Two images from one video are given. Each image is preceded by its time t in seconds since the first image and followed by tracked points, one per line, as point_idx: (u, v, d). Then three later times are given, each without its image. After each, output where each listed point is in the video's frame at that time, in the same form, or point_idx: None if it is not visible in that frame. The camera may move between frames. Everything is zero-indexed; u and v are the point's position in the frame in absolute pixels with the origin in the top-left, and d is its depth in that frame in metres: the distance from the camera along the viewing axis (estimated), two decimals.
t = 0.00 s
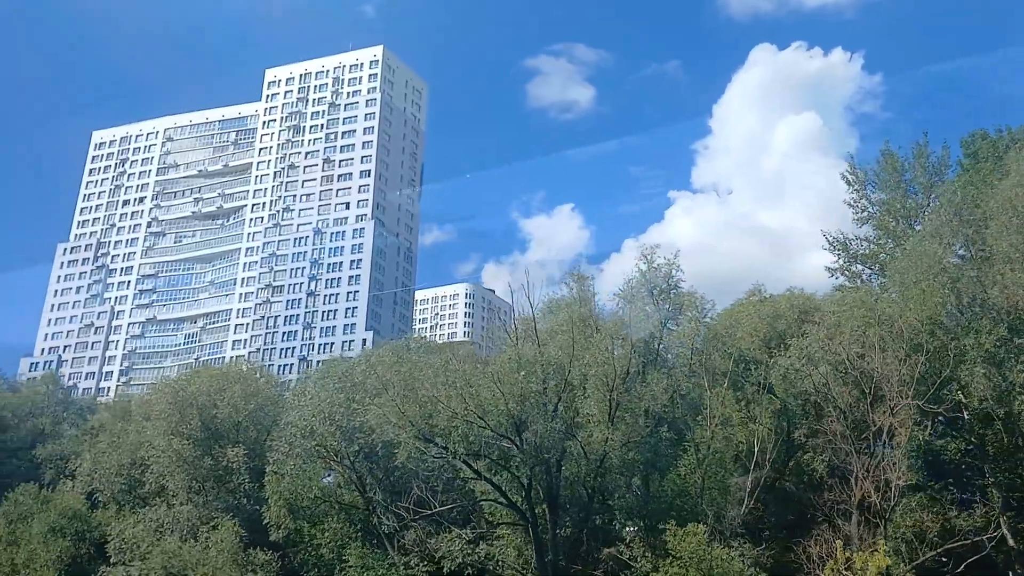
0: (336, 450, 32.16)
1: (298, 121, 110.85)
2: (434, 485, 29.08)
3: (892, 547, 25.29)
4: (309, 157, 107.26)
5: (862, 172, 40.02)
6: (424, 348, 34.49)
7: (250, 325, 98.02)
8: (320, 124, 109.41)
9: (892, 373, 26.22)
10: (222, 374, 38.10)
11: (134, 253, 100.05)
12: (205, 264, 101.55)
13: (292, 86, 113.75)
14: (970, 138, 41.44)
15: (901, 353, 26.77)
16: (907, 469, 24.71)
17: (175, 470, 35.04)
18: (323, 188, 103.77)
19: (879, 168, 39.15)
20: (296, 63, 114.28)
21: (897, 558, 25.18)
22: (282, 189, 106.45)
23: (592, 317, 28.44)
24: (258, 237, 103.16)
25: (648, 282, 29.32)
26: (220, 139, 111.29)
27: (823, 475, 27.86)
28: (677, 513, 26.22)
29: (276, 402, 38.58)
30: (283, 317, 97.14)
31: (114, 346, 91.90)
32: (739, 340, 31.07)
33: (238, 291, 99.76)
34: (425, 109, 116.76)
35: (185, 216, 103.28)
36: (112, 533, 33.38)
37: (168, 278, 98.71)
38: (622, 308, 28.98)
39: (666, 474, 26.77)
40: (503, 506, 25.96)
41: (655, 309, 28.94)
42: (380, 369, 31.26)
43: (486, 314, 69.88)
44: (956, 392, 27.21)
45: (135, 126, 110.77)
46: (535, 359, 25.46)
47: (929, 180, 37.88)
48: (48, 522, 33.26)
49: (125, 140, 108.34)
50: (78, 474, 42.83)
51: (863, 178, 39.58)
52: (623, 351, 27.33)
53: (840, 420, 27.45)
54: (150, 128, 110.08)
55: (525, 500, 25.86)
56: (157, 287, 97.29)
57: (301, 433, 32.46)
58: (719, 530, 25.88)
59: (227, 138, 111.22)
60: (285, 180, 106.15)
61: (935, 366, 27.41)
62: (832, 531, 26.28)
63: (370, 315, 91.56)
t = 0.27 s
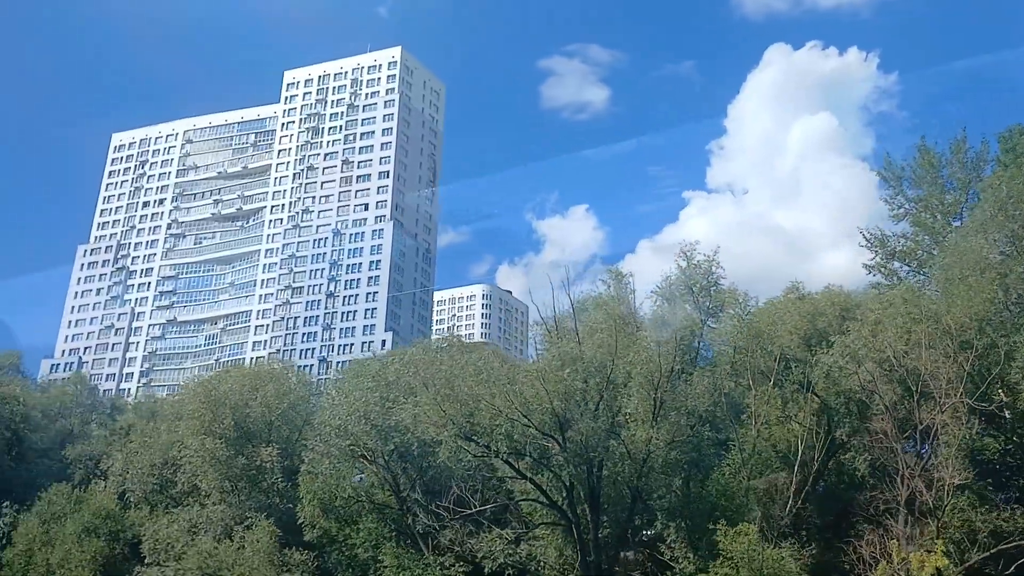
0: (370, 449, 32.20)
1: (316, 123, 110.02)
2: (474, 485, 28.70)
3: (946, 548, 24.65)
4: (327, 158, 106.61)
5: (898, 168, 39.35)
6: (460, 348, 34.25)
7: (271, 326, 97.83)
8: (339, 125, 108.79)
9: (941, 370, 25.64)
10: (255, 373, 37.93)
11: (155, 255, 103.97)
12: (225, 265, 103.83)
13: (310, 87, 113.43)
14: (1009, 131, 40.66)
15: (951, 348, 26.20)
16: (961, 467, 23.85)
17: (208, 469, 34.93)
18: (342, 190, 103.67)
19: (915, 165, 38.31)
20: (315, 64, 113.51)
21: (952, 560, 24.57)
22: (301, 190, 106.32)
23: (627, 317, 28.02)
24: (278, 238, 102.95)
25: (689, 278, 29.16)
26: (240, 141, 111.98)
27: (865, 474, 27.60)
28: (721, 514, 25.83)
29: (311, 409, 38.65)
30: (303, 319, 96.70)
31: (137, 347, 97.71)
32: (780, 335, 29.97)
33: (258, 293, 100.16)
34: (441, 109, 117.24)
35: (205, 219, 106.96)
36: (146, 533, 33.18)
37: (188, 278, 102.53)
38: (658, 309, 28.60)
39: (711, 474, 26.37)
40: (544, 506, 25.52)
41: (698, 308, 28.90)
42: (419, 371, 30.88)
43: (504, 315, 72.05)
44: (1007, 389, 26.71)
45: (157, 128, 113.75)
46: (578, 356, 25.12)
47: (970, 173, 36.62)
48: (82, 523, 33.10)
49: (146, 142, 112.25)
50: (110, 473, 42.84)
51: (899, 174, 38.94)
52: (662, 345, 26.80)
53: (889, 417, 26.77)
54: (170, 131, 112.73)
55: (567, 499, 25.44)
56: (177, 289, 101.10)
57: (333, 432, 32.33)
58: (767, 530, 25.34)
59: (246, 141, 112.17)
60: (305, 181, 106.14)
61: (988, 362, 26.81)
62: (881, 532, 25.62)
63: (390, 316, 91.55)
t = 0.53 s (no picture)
0: (401, 449, 32.07)
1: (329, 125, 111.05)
2: (508, 485, 28.35)
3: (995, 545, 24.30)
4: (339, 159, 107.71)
5: (929, 163, 38.89)
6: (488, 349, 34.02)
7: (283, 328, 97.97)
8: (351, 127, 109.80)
9: (983, 365, 25.24)
10: (280, 374, 37.87)
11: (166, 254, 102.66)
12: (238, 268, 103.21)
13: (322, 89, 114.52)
14: None
15: (993, 343, 25.91)
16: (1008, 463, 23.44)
17: (235, 470, 34.73)
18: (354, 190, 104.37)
19: (945, 161, 37.92)
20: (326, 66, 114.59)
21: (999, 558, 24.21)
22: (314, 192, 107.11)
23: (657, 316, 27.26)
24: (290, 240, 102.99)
25: (721, 275, 27.81)
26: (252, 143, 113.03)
27: (905, 472, 27.18)
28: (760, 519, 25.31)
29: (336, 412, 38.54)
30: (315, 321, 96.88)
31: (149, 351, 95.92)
32: (813, 334, 29.00)
33: (271, 294, 100.72)
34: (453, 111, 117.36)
35: (217, 221, 107.70)
36: (174, 535, 32.96)
37: (201, 283, 101.59)
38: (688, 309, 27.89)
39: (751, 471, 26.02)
40: (581, 506, 25.30)
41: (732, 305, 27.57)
42: (451, 372, 30.42)
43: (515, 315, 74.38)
44: None
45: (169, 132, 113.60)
46: (616, 353, 24.70)
47: (1002, 168, 36.01)
48: (108, 525, 32.87)
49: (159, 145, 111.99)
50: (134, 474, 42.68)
51: (930, 170, 38.50)
52: (690, 340, 26.15)
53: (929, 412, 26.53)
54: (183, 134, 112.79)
55: (604, 499, 25.22)
56: (191, 292, 100.53)
57: (363, 432, 32.23)
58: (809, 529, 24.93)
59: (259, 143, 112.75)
60: (317, 183, 106.92)
61: None
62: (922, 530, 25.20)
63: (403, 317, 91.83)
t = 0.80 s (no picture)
0: (425, 446, 31.91)
1: (338, 124, 113.09)
2: (538, 482, 28.31)
3: None
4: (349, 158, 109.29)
5: (958, 158, 38.40)
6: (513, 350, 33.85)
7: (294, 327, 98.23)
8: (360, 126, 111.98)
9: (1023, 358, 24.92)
10: (301, 371, 37.76)
11: (175, 255, 101.00)
12: (248, 265, 102.83)
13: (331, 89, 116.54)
14: None
15: None
16: None
17: (258, 467, 34.51)
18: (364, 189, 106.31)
19: (974, 156, 37.41)
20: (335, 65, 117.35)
21: None
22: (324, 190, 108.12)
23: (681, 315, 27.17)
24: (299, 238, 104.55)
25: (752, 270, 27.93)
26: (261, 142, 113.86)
27: (942, 471, 26.78)
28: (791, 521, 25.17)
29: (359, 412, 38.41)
30: (325, 319, 98.43)
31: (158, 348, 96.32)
32: (843, 331, 28.73)
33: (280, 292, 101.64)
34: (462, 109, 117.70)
35: (228, 220, 106.32)
36: (198, 533, 32.68)
37: (210, 280, 100.78)
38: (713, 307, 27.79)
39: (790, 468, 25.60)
40: (615, 504, 25.06)
41: (764, 301, 27.65)
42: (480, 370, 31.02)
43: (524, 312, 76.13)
44: None
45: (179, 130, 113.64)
46: (652, 348, 24.36)
47: None
48: (132, 523, 32.64)
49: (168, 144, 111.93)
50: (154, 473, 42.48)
51: (959, 165, 37.99)
52: (719, 339, 25.87)
53: (970, 409, 26.12)
54: (193, 132, 112.94)
55: (638, 497, 24.94)
56: (200, 290, 99.24)
57: (389, 429, 32.10)
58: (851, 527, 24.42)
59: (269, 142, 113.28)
60: (327, 182, 108.06)
61: None
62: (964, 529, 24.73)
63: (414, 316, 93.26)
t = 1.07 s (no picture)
0: (445, 444, 31.71)
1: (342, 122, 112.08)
2: (564, 480, 28.07)
3: None
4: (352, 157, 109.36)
5: (979, 153, 38.01)
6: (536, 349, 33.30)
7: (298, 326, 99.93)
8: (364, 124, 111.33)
9: None
10: (317, 368, 37.50)
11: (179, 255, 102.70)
12: (252, 265, 104.18)
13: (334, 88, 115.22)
14: None
15: None
16: None
17: (276, 464, 34.25)
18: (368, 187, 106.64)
19: (996, 151, 37.02)
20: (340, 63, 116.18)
21: None
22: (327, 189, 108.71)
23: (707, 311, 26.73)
24: (303, 237, 105.44)
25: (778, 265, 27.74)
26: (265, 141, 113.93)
27: (971, 469, 26.52)
28: (823, 524, 24.64)
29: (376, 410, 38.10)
30: (330, 318, 99.55)
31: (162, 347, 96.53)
32: (871, 328, 28.40)
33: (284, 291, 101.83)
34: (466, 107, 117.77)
35: (231, 218, 107.39)
36: (215, 531, 32.38)
37: (214, 278, 102.32)
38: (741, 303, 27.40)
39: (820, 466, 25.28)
40: (643, 501, 24.84)
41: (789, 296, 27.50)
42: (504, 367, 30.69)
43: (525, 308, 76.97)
44: None
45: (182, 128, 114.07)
46: (683, 343, 24.01)
47: None
48: (148, 522, 32.31)
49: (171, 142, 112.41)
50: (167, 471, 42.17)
51: (981, 160, 37.59)
52: (749, 335, 25.55)
53: (1000, 408, 25.83)
54: (196, 130, 113.34)
55: (668, 495, 24.55)
56: (205, 288, 100.72)
57: (410, 425, 31.73)
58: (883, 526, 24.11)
59: (272, 140, 113.33)
60: (330, 180, 108.60)
61: None
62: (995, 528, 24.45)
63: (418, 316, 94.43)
